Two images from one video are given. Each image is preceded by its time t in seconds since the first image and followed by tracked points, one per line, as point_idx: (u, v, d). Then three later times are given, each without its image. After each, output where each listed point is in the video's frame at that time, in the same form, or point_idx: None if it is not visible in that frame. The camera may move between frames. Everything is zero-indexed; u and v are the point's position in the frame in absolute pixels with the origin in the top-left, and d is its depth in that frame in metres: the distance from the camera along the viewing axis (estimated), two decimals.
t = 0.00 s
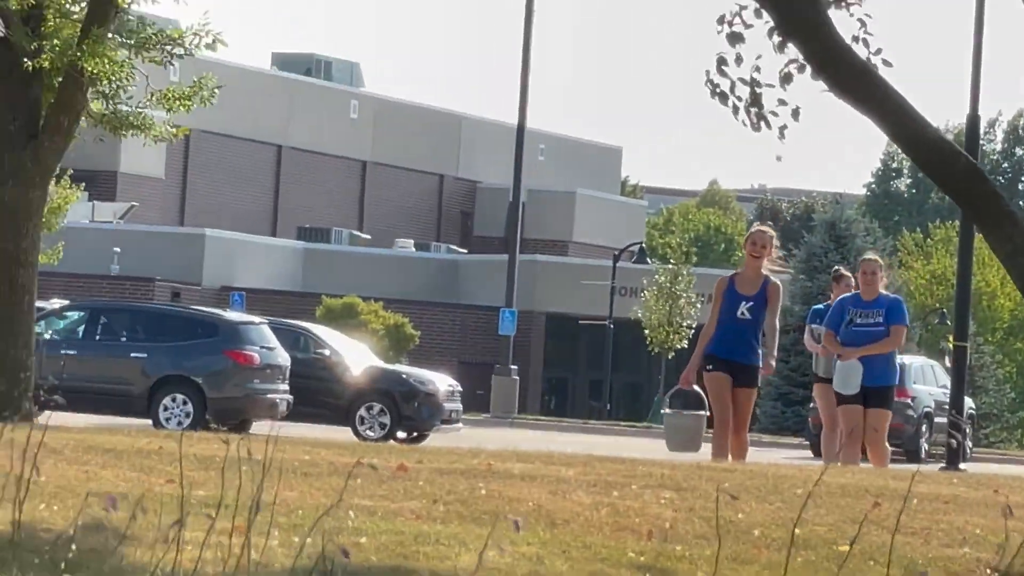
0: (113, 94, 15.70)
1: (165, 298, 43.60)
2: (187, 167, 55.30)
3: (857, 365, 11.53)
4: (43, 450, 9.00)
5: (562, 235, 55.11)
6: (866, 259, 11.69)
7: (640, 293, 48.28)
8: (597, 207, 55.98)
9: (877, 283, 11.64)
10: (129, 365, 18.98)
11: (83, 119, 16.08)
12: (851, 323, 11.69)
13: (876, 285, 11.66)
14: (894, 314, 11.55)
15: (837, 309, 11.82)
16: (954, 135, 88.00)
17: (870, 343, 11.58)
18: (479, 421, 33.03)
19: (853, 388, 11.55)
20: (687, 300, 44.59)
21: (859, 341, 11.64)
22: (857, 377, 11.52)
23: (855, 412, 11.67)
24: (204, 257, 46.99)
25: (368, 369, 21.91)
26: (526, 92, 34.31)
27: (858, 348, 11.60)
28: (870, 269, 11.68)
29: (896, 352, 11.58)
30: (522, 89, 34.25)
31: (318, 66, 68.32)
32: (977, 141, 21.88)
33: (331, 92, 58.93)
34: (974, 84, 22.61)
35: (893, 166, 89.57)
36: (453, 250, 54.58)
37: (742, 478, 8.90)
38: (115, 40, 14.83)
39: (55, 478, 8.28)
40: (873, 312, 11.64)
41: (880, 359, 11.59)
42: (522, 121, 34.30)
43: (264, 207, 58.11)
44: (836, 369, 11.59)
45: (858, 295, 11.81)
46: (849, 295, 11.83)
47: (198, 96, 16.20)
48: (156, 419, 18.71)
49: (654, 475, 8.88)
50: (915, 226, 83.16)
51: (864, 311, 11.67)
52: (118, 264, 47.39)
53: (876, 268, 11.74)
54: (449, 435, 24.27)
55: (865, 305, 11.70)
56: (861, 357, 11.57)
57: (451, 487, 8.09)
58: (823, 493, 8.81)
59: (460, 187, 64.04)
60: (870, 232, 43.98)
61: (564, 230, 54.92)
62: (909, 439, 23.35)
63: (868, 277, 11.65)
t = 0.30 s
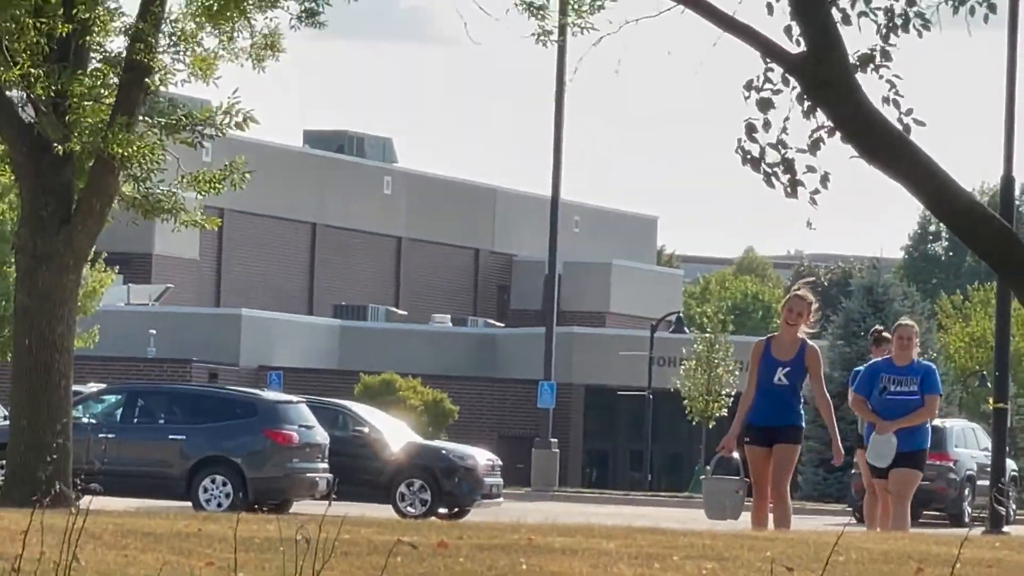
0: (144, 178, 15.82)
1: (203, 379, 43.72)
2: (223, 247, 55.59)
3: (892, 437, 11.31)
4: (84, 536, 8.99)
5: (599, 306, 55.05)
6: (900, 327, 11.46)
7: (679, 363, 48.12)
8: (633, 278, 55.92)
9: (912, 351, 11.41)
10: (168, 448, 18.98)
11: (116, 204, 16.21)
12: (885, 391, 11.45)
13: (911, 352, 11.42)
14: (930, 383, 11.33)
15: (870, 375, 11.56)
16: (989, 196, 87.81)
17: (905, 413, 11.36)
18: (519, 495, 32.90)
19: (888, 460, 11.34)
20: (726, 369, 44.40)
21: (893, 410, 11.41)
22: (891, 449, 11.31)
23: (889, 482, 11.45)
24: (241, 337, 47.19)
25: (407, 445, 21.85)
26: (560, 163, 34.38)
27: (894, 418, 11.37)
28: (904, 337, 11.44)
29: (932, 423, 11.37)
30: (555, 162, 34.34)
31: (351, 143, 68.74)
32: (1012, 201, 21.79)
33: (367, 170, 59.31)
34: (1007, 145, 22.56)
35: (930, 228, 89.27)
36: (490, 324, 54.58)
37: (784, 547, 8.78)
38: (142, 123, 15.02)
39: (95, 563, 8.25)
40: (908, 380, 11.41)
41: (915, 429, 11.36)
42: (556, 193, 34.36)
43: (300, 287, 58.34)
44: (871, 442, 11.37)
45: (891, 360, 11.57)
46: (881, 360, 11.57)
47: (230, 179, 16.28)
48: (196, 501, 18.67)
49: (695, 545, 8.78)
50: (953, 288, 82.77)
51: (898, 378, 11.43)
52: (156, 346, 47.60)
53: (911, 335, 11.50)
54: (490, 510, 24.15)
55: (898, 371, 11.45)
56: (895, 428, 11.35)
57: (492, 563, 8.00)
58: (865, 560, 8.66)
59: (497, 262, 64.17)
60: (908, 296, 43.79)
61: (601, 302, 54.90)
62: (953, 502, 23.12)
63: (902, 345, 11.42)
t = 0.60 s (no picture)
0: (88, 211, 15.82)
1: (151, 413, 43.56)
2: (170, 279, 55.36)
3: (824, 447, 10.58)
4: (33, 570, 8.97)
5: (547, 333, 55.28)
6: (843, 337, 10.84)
7: (628, 389, 48.36)
8: (580, 304, 56.20)
9: (851, 361, 10.77)
10: (117, 481, 18.96)
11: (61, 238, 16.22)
12: (821, 402, 10.76)
13: (852, 365, 10.79)
14: (867, 394, 10.62)
15: (807, 387, 10.91)
16: (932, 218, 88.85)
17: (839, 424, 10.65)
18: (469, 523, 32.97)
19: (820, 472, 10.59)
20: (675, 394, 44.66)
21: (827, 421, 10.70)
22: (823, 458, 10.58)
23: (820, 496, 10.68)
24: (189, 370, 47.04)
25: (357, 475, 21.94)
26: (505, 192, 34.62)
27: (827, 430, 10.66)
28: (845, 347, 10.82)
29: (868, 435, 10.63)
30: (501, 191, 34.58)
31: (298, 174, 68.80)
32: (954, 223, 22.12)
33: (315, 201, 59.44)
34: (949, 168, 22.92)
35: (874, 251, 90.25)
36: (439, 352, 54.67)
37: (734, 568, 8.82)
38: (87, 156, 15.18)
39: None
40: (844, 391, 10.71)
41: (850, 442, 10.63)
42: (503, 221, 34.60)
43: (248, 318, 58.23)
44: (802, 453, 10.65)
45: (832, 374, 10.90)
46: (822, 374, 10.91)
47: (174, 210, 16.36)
48: (146, 533, 18.67)
49: (645, 569, 8.81)
50: (898, 310, 83.65)
51: (835, 390, 10.74)
52: (103, 380, 47.36)
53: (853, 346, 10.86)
54: (441, 539, 24.18)
55: (837, 383, 10.78)
56: (828, 440, 10.63)
57: None
58: None
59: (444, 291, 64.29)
60: (853, 318, 44.21)
61: (549, 329, 55.11)
62: (900, 523, 23.42)
63: (844, 354, 10.81)
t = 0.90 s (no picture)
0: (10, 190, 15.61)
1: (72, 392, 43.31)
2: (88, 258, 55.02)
3: (733, 424, 10.76)
4: None
5: (469, 309, 55.49)
6: (741, 314, 11.05)
7: (549, 364, 48.60)
8: (503, 280, 56.41)
9: (753, 337, 10.98)
10: (38, 460, 19.02)
11: None
12: (727, 379, 10.97)
13: (752, 339, 11.00)
14: (771, 368, 10.84)
15: (712, 366, 11.10)
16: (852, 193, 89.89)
17: (747, 400, 10.85)
18: (394, 499, 33.14)
19: (731, 448, 10.74)
20: (597, 369, 44.93)
21: (735, 397, 10.91)
22: (734, 437, 10.73)
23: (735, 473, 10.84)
24: (109, 349, 46.86)
25: (278, 452, 22.05)
26: (427, 170, 34.73)
27: (736, 406, 10.84)
28: (746, 324, 11.03)
29: (775, 408, 10.85)
30: (423, 169, 34.69)
31: (217, 152, 68.48)
32: (873, 196, 22.42)
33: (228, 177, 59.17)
34: (868, 143, 23.25)
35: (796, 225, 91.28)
36: (362, 329, 54.66)
37: (653, 543, 8.87)
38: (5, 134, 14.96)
39: None
40: (749, 367, 10.93)
41: (758, 417, 10.86)
42: (425, 199, 34.72)
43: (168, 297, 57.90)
44: (712, 431, 10.80)
45: (731, 347, 11.10)
46: (723, 350, 11.09)
47: (92, 187, 16.43)
48: (67, 512, 18.66)
49: (565, 544, 8.88)
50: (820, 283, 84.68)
51: (740, 366, 10.96)
52: (22, 359, 46.98)
53: (752, 322, 11.08)
54: (364, 516, 24.30)
55: (740, 359, 10.99)
56: (738, 416, 10.82)
57: (362, 566, 8.01)
58: (733, 552, 8.70)
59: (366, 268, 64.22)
60: (775, 293, 44.65)
61: (472, 304, 55.28)
62: (824, 497, 23.37)
63: (744, 332, 11.01)
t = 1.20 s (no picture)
0: None
1: (32, 351, 43.11)
2: (48, 217, 54.96)
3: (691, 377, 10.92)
4: None
5: (429, 267, 55.42)
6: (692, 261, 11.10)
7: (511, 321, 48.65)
8: (464, 237, 56.29)
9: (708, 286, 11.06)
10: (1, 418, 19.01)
11: None
12: (680, 328, 11.07)
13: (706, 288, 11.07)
14: (726, 319, 10.98)
15: (663, 312, 11.18)
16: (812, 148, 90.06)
17: (704, 352, 10.99)
18: (356, 457, 33.19)
19: (689, 401, 10.96)
20: (558, 326, 45.05)
21: (691, 348, 11.03)
22: (692, 389, 10.93)
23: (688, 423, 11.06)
24: (70, 308, 46.76)
25: (240, 409, 22.05)
26: (386, 127, 34.59)
27: (694, 358, 10.97)
28: (697, 271, 11.10)
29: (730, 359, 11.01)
30: (383, 127, 34.56)
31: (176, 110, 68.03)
32: (834, 152, 22.50)
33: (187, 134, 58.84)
34: (828, 99, 23.32)
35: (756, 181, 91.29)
36: (322, 287, 54.57)
37: (617, 498, 8.94)
38: None
39: None
40: (704, 316, 11.04)
41: (714, 366, 11.01)
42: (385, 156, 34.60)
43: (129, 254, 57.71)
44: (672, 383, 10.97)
45: (682, 295, 11.18)
46: (674, 298, 11.18)
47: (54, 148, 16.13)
48: (30, 471, 18.65)
49: (529, 500, 8.95)
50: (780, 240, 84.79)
51: (694, 314, 11.07)
52: None
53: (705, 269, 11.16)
54: (326, 472, 24.34)
55: (693, 308, 11.09)
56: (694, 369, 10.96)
57: (328, 523, 8.01)
58: (696, 507, 8.76)
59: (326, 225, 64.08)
60: (736, 248, 44.79)
61: (432, 261, 55.25)
62: (785, 452, 23.44)
63: (696, 281, 11.09)
